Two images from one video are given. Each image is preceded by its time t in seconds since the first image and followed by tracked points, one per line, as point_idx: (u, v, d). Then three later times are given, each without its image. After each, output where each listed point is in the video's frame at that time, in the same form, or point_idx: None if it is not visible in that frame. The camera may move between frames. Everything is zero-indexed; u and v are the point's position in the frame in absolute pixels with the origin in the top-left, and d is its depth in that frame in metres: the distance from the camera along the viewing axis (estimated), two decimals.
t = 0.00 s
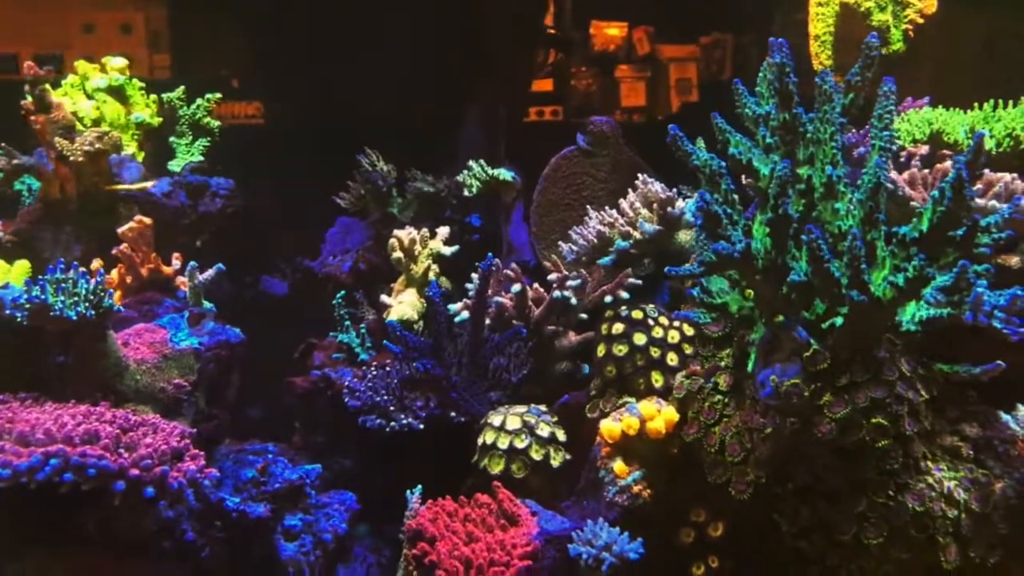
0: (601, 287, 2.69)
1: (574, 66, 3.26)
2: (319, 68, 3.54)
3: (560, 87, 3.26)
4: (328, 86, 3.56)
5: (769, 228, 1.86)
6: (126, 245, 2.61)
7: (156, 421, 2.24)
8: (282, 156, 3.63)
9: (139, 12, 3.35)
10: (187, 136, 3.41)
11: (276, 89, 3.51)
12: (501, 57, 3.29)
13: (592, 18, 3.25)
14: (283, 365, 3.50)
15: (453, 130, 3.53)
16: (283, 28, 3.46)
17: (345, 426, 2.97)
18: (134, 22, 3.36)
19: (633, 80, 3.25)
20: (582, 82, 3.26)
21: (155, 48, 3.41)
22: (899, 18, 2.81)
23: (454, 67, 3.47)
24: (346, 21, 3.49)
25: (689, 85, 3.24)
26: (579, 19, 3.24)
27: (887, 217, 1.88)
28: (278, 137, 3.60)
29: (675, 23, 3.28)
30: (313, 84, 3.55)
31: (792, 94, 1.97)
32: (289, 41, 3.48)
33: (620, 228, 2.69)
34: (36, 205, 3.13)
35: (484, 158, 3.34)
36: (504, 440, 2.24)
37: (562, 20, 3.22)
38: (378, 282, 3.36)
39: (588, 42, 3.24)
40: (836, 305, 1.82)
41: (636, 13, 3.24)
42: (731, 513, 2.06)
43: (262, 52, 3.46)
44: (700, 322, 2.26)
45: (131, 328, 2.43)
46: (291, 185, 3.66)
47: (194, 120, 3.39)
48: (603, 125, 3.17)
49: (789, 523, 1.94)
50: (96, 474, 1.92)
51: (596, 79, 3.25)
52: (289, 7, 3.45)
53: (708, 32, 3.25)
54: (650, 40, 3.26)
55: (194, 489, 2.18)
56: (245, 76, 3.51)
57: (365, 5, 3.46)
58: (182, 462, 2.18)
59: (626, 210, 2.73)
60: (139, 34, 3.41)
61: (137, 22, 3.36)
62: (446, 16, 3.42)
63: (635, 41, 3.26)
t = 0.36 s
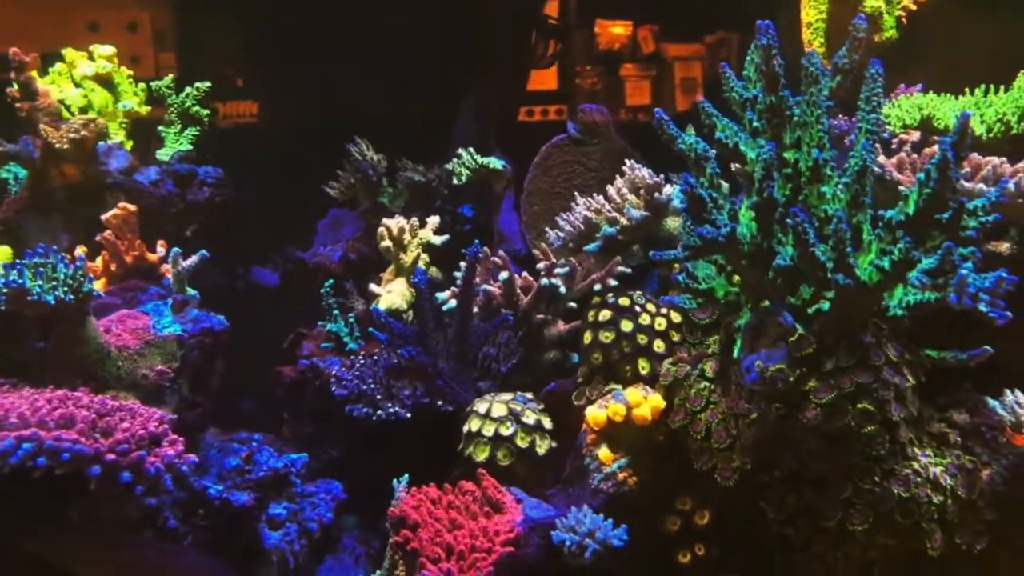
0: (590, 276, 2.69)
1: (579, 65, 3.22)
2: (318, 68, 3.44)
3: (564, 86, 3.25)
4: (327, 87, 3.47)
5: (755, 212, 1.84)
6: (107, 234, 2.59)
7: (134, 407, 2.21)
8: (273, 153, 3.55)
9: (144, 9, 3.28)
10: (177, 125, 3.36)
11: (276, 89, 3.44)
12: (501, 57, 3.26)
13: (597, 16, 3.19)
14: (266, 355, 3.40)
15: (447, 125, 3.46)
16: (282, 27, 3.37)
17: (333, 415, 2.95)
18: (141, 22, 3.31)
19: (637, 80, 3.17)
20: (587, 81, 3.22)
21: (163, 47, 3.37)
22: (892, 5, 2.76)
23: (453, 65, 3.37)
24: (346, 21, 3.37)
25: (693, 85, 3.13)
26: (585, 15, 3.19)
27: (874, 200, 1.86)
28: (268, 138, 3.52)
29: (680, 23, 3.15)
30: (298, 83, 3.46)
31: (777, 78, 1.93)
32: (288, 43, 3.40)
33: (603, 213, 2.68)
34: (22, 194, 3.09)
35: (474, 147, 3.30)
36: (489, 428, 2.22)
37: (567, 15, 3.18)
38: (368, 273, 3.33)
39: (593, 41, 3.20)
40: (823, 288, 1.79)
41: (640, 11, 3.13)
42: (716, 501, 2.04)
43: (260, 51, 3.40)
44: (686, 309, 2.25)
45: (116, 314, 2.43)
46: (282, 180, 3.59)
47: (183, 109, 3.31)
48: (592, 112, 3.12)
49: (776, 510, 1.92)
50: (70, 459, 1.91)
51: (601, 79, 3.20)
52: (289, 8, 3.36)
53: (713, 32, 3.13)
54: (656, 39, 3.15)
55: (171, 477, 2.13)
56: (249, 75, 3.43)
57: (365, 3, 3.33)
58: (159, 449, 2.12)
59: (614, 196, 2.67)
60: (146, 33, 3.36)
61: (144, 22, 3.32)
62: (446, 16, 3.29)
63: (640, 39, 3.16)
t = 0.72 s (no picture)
0: (575, 260, 2.62)
1: (583, 63, 3.17)
2: (319, 68, 3.48)
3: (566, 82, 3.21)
4: (328, 86, 3.50)
5: (734, 191, 1.83)
6: (88, 213, 2.59)
7: (108, 386, 2.22)
8: (262, 143, 3.49)
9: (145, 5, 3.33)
10: (162, 110, 3.32)
11: (276, 89, 3.46)
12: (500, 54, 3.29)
13: (598, 14, 3.17)
14: (251, 341, 3.36)
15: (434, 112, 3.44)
16: (282, 27, 3.43)
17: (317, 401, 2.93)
18: (142, 18, 3.35)
19: (640, 77, 3.10)
20: (589, 78, 3.14)
21: (165, 42, 3.39)
22: None
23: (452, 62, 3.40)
24: (346, 22, 3.44)
25: (696, 80, 3.04)
26: (586, 13, 3.18)
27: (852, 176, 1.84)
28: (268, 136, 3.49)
29: (679, 24, 3.14)
30: (297, 80, 3.47)
31: (757, 53, 1.98)
32: (288, 43, 3.45)
33: (586, 195, 2.67)
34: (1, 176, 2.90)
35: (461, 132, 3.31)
36: (470, 410, 2.22)
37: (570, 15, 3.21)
38: (353, 259, 3.30)
39: (594, 39, 3.16)
40: (802, 267, 1.79)
41: (641, 9, 3.12)
42: (696, 481, 2.02)
43: (260, 51, 3.45)
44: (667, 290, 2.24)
45: (94, 296, 2.43)
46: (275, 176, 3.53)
47: (167, 93, 3.29)
48: (577, 96, 3.04)
49: (755, 491, 1.90)
50: (39, 436, 1.94)
51: (603, 75, 3.12)
52: (289, 7, 3.42)
53: (714, 31, 3.13)
54: (658, 37, 3.13)
55: (144, 456, 2.13)
56: (251, 72, 3.45)
57: (365, 4, 3.41)
58: (131, 427, 2.13)
59: (595, 174, 2.70)
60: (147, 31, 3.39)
61: (145, 19, 3.36)
62: (446, 16, 3.38)
63: (642, 37, 3.13)
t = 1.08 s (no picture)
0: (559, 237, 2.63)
1: (582, 55, 2.92)
2: (319, 68, 3.49)
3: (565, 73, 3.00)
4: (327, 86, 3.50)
5: (711, 163, 1.83)
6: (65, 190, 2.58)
7: (81, 357, 2.23)
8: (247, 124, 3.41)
9: None
10: (145, 89, 3.33)
11: (275, 89, 3.44)
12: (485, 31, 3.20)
13: (598, 6, 2.93)
14: (236, 323, 3.17)
15: (421, 91, 3.39)
16: (282, 28, 3.43)
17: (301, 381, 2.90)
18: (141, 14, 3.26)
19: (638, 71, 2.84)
20: (589, 70, 2.89)
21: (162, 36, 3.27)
22: None
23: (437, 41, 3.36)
24: (345, 22, 3.45)
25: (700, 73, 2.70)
26: None
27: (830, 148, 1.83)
28: (268, 131, 3.42)
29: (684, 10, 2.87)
30: (297, 84, 3.47)
31: (735, 27, 1.91)
32: (288, 44, 3.44)
33: (568, 169, 2.69)
34: None
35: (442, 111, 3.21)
36: (449, 385, 2.22)
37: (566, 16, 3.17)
38: (336, 239, 3.23)
39: (593, 33, 2.94)
40: (779, 240, 1.76)
41: None
42: (676, 456, 2.02)
43: (260, 51, 3.41)
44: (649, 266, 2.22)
45: (71, 271, 2.46)
46: (267, 166, 3.45)
47: (149, 74, 3.29)
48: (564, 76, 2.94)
49: (733, 465, 1.90)
50: (9, 407, 1.96)
51: (603, 68, 2.88)
52: (289, 8, 3.42)
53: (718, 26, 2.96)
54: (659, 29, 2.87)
55: (119, 430, 2.16)
56: (250, 65, 3.39)
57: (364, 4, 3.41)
58: (104, 399, 2.16)
59: (578, 149, 2.71)
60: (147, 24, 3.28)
61: (145, 13, 3.26)
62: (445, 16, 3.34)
63: (641, 30, 2.88)
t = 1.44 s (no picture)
0: (543, 209, 2.59)
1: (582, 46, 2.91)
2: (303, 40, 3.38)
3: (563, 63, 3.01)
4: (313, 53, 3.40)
5: (694, 124, 1.78)
6: (42, 158, 2.52)
7: (51, 322, 2.15)
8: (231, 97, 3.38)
9: None
10: (127, 63, 3.09)
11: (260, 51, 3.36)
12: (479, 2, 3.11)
13: None
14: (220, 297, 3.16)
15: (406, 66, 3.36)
16: None
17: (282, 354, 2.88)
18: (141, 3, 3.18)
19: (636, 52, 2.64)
20: (588, 61, 2.87)
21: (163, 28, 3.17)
22: None
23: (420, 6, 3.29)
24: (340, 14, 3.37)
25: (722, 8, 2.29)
26: None
27: (812, 111, 1.84)
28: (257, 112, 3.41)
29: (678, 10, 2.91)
30: (284, 64, 3.43)
31: None
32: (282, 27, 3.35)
33: (548, 138, 2.67)
34: None
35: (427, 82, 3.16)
36: (430, 354, 2.19)
37: None
38: (322, 214, 3.23)
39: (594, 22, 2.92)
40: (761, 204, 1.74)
41: None
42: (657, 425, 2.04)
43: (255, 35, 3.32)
44: (631, 235, 2.21)
45: (46, 240, 2.39)
46: (250, 139, 3.41)
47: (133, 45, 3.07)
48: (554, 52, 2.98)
49: (716, 433, 1.91)
50: None
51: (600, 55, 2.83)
52: None
53: None
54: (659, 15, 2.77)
55: (91, 394, 2.09)
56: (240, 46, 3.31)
57: None
58: (77, 363, 2.09)
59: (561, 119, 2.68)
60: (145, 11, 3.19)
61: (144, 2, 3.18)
62: None
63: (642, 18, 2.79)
